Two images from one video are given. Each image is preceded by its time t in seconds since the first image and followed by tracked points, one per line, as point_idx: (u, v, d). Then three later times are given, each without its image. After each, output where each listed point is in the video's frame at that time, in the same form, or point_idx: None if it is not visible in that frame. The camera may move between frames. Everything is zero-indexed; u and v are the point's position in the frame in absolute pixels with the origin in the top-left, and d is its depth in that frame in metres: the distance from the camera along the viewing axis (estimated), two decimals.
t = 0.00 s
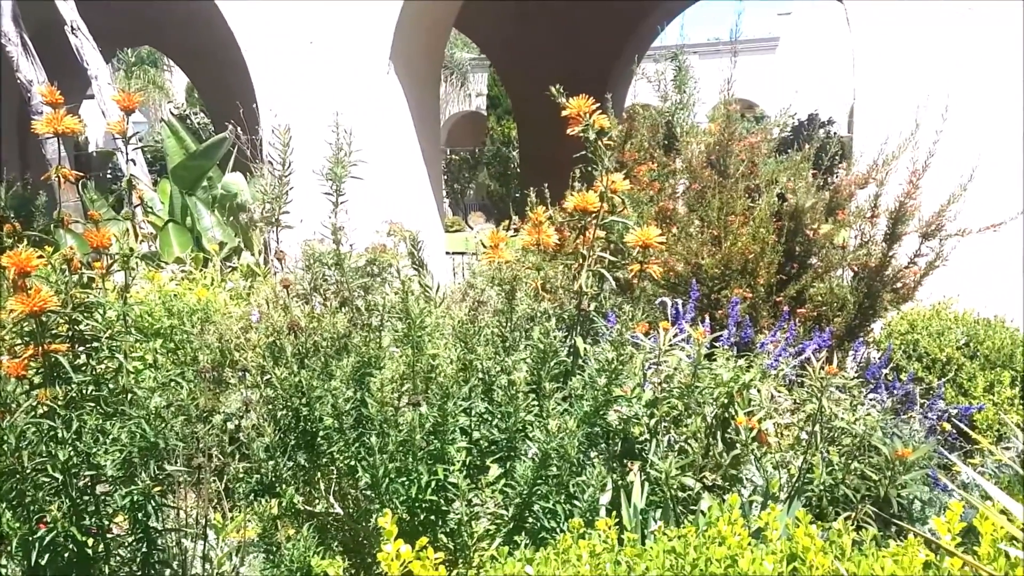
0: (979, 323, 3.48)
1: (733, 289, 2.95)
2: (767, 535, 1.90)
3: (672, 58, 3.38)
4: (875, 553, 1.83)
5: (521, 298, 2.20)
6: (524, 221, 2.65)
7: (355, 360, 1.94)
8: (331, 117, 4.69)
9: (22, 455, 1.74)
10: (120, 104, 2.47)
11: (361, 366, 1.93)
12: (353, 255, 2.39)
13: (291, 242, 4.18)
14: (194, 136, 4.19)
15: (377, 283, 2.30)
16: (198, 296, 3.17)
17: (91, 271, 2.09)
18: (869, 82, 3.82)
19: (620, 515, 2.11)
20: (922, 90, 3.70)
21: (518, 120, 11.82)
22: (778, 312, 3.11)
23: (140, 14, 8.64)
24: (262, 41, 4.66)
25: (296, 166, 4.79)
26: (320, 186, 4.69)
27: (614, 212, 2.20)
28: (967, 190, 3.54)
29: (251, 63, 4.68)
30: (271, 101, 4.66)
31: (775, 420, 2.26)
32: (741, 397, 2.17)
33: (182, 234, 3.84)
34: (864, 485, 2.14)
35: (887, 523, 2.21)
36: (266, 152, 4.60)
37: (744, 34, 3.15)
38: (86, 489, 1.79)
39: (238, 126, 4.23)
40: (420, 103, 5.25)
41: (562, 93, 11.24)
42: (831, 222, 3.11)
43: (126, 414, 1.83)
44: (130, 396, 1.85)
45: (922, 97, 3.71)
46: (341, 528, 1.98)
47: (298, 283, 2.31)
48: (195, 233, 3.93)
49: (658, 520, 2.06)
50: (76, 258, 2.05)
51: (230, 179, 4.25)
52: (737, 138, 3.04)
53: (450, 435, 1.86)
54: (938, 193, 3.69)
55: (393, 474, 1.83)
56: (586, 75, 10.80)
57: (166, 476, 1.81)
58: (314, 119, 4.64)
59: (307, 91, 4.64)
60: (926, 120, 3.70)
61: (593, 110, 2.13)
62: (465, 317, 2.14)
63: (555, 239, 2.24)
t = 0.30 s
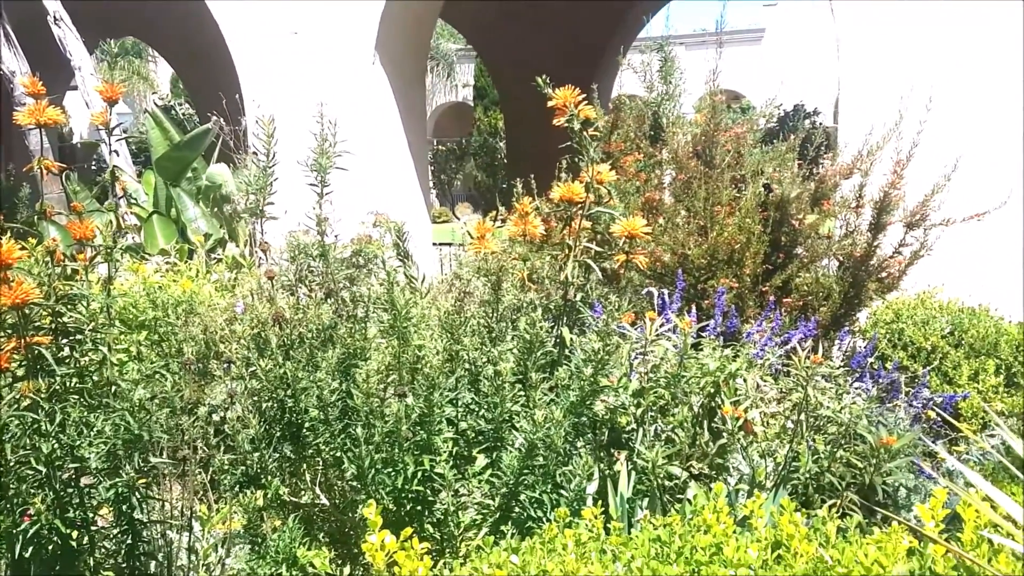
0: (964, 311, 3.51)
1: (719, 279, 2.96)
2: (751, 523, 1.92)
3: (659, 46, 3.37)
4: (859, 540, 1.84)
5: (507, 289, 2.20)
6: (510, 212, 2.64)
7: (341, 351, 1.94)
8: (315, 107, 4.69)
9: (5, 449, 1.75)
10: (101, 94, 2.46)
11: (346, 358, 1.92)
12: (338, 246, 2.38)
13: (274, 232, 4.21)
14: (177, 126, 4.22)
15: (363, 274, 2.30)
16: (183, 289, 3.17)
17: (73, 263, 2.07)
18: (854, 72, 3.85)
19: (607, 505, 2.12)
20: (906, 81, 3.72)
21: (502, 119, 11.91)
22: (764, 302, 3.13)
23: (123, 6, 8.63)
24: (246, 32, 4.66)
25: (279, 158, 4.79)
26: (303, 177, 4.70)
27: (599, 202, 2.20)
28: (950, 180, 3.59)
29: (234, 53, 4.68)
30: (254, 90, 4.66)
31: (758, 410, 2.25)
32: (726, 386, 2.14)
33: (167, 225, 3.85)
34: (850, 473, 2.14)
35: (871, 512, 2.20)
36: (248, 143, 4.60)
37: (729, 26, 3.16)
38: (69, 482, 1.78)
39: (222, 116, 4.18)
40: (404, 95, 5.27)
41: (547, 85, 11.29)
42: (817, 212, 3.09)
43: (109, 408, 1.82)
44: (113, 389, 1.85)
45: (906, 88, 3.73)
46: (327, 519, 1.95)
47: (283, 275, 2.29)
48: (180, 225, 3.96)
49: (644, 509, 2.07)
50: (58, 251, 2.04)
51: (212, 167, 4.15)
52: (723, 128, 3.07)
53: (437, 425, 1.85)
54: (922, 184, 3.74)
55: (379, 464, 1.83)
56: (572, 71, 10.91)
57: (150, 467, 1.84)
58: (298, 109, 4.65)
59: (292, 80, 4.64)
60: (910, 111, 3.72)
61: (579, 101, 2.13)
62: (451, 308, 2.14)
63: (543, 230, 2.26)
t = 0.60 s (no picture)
0: (954, 302, 3.52)
1: (708, 271, 2.95)
2: (740, 515, 1.90)
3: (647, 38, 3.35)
4: (847, 533, 1.83)
5: (494, 281, 2.20)
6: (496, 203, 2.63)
7: (326, 344, 1.92)
8: (299, 100, 4.72)
9: None
10: (84, 88, 2.45)
11: (331, 351, 1.90)
12: (323, 238, 2.38)
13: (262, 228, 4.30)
14: (161, 118, 4.22)
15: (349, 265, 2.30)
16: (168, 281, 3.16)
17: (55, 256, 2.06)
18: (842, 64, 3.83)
19: (595, 497, 2.10)
20: (894, 72, 3.71)
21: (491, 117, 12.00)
22: (753, 294, 3.12)
23: None
24: (230, 23, 4.67)
25: (263, 150, 4.81)
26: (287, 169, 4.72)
27: (585, 195, 2.22)
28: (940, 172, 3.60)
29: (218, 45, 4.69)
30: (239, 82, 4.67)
31: (749, 402, 2.22)
32: (715, 377, 2.14)
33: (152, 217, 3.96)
34: (840, 465, 2.15)
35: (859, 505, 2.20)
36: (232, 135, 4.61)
37: (718, 15, 3.15)
38: (52, 475, 1.76)
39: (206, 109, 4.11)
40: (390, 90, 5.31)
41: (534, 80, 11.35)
42: (806, 203, 3.12)
43: (92, 401, 1.82)
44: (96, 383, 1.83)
45: (894, 78, 3.71)
46: (313, 512, 1.92)
47: (268, 267, 2.28)
48: (165, 217, 4.04)
49: (632, 501, 2.06)
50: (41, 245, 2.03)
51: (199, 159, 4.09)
52: (711, 120, 3.11)
53: (423, 417, 1.83)
54: (910, 175, 3.73)
55: (365, 458, 1.81)
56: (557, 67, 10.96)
57: (133, 461, 1.81)
58: (283, 102, 4.67)
59: (276, 73, 4.66)
60: (899, 102, 3.71)
61: (565, 92, 2.12)
62: (437, 299, 2.12)
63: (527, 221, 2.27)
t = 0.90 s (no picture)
0: (941, 296, 3.53)
1: (696, 265, 2.96)
2: (727, 510, 1.90)
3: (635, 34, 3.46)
4: (834, 527, 1.84)
5: (482, 276, 2.19)
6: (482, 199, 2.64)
7: (314, 339, 1.92)
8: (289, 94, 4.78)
9: None
10: (71, 82, 2.44)
11: (320, 346, 1.91)
12: (313, 233, 2.40)
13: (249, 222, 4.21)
14: (150, 112, 4.23)
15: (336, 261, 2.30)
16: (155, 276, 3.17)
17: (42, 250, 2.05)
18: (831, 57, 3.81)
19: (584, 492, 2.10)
20: (881, 66, 3.71)
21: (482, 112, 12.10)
22: (741, 288, 3.13)
23: None
24: (220, 17, 4.72)
25: (251, 143, 4.85)
26: (275, 162, 4.76)
27: (574, 189, 2.23)
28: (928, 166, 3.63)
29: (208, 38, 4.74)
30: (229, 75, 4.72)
31: (736, 395, 2.24)
32: (704, 371, 2.15)
33: (139, 212, 3.93)
34: (827, 459, 2.15)
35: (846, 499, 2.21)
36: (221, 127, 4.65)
37: (707, 11, 3.16)
38: (39, 471, 1.75)
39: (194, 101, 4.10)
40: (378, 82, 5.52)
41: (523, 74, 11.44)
42: (793, 198, 3.10)
43: (80, 396, 1.81)
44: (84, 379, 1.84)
45: (882, 74, 3.72)
46: (301, 507, 1.92)
47: (256, 261, 2.32)
48: (153, 212, 4.01)
49: (620, 495, 2.06)
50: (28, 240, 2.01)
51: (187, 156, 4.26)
52: (700, 114, 3.10)
53: (412, 412, 1.82)
54: (898, 170, 3.72)
55: (353, 453, 1.80)
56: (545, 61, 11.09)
57: (121, 457, 1.82)
58: (273, 94, 4.73)
59: (266, 66, 4.73)
60: (887, 96, 3.71)
61: (552, 87, 2.12)
62: (425, 295, 2.13)
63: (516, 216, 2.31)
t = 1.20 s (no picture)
0: (932, 291, 3.55)
1: (686, 261, 2.98)
2: (716, 505, 1.90)
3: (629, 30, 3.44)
4: (822, 521, 1.85)
5: (471, 272, 2.21)
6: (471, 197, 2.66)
7: (304, 336, 1.94)
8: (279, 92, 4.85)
9: None
10: (60, 80, 2.44)
11: (309, 343, 1.93)
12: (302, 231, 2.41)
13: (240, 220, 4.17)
14: (140, 112, 4.27)
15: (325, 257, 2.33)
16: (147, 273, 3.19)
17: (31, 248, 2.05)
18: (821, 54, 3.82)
19: (572, 488, 2.10)
20: (873, 62, 3.70)
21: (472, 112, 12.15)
22: (730, 283, 3.15)
23: None
24: (211, 17, 4.83)
25: (242, 142, 4.90)
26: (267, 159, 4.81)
27: (561, 183, 2.21)
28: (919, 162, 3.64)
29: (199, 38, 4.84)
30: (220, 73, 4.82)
31: (726, 390, 2.23)
32: (693, 367, 2.16)
33: (129, 210, 4.00)
34: (816, 453, 2.16)
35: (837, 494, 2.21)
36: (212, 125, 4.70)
37: (696, 7, 3.18)
38: (29, 469, 1.76)
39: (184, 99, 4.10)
40: (368, 83, 5.60)
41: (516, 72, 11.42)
42: (784, 193, 3.13)
43: (70, 393, 1.83)
44: (74, 376, 1.85)
45: (873, 70, 3.71)
46: (290, 503, 1.93)
47: (247, 258, 2.31)
48: (144, 210, 4.06)
49: (609, 491, 2.06)
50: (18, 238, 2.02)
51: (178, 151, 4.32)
52: (690, 111, 3.15)
53: (401, 408, 1.83)
54: (888, 166, 3.74)
55: (342, 449, 1.80)
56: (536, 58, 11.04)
57: (111, 454, 1.83)
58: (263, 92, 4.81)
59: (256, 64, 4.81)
60: (877, 93, 3.71)
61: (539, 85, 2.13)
62: (414, 291, 2.15)
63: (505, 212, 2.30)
